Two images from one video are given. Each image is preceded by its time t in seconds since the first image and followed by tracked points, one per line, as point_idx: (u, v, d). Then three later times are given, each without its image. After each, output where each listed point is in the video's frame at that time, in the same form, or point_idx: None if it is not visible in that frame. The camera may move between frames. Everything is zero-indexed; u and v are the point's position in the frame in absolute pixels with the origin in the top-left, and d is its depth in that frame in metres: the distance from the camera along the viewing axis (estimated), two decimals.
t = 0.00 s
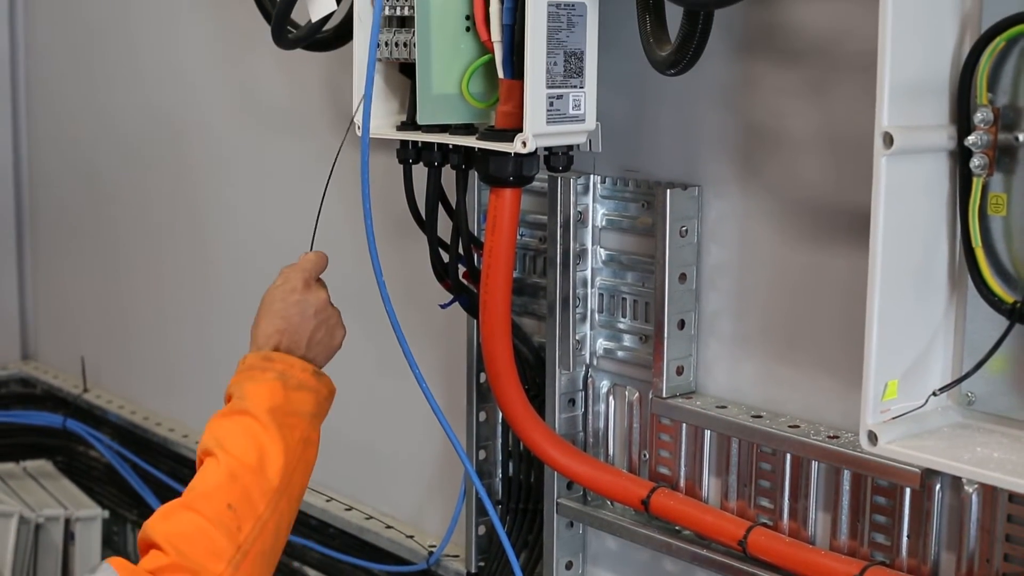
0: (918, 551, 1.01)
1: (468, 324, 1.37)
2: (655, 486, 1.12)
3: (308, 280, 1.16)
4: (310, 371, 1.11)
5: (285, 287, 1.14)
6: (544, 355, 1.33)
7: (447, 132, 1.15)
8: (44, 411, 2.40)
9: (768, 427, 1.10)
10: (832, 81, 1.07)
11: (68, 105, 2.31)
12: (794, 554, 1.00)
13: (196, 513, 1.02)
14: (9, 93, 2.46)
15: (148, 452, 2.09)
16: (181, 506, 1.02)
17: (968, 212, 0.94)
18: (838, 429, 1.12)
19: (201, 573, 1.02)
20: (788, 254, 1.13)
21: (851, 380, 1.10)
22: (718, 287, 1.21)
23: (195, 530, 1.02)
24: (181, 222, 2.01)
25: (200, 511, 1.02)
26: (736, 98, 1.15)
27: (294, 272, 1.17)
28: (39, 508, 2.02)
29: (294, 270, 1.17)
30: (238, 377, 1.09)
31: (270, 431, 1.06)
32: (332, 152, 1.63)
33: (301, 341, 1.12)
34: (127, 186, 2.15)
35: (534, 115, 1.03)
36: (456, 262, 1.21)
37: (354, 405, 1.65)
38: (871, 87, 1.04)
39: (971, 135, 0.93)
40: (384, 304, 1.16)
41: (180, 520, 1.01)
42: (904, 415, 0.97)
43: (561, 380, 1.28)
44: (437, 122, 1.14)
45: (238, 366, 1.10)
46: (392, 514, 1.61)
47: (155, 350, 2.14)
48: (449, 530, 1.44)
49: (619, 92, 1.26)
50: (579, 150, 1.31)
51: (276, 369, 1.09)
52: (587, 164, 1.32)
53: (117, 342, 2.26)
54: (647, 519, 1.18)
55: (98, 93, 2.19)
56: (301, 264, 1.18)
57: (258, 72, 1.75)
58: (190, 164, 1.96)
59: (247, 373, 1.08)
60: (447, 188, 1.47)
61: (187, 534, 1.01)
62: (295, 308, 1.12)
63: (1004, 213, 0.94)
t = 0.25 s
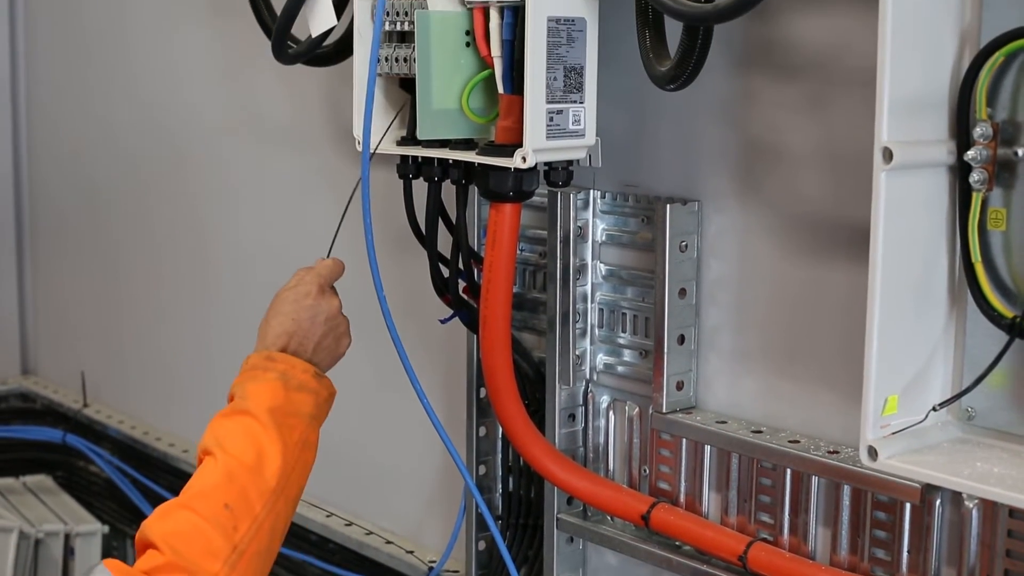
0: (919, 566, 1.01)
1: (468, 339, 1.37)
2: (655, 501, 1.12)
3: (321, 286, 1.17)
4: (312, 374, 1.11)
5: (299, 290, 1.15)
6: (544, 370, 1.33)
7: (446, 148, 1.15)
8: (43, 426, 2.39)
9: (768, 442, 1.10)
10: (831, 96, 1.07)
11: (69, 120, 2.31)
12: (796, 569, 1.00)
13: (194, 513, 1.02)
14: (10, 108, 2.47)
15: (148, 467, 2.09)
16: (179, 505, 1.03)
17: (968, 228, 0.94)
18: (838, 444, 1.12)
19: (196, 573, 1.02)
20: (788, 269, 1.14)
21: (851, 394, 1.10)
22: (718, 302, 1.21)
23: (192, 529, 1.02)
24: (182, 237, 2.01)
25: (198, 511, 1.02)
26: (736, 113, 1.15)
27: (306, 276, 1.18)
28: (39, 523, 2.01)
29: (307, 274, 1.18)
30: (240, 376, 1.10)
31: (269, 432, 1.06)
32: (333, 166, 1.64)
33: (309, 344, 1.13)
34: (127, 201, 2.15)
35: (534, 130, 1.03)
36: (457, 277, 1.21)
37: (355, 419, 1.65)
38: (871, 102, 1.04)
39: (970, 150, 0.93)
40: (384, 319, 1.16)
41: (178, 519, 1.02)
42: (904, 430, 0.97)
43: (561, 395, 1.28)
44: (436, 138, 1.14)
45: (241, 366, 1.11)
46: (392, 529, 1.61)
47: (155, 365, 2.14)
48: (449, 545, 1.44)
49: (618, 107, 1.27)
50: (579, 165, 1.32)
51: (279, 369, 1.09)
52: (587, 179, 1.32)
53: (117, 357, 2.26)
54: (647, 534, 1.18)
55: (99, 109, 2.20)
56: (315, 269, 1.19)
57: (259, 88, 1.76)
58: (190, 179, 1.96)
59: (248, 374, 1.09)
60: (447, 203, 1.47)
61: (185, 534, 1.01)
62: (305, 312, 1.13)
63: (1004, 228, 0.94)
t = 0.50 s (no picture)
0: None
1: (469, 359, 1.37)
2: (656, 522, 1.12)
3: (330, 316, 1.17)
4: (321, 404, 1.11)
5: (308, 321, 1.15)
6: (545, 391, 1.33)
7: (447, 169, 1.15)
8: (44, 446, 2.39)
9: (769, 463, 1.10)
10: (831, 116, 1.08)
11: (71, 141, 2.32)
12: None
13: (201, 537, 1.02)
14: (12, 128, 2.48)
15: (148, 488, 2.08)
16: (187, 527, 1.02)
17: (968, 248, 0.95)
18: (839, 465, 1.12)
19: None
20: (788, 290, 1.14)
21: (851, 414, 1.10)
22: (718, 323, 1.21)
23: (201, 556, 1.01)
24: (183, 257, 2.01)
25: (204, 534, 1.02)
26: (736, 133, 1.16)
27: (315, 306, 1.18)
28: (40, 544, 2.01)
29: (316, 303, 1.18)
30: (249, 406, 1.10)
31: (277, 461, 1.06)
32: (335, 187, 1.64)
33: (317, 375, 1.14)
34: (128, 221, 2.16)
35: (535, 151, 1.04)
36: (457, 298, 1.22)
37: (355, 439, 1.65)
38: (870, 122, 1.05)
39: (970, 171, 0.94)
40: (385, 339, 1.16)
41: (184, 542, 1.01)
42: (904, 450, 0.97)
43: (562, 416, 1.28)
44: (438, 158, 1.14)
45: (250, 396, 1.11)
46: (392, 550, 1.61)
47: (156, 385, 2.14)
48: (450, 566, 1.44)
49: (618, 128, 1.28)
50: (580, 186, 1.32)
51: (288, 400, 1.10)
52: (588, 200, 1.32)
53: (118, 377, 2.26)
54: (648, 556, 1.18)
55: (101, 129, 2.21)
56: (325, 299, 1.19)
57: (261, 109, 1.77)
58: (192, 199, 1.97)
59: (259, 403, 1.09)
60: (448, 224, 1.47)
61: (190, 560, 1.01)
62: (314, 343, 1.14)
63: (1004, 248, 0.94)
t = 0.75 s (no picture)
0: None
1: (471, 380, 1.37)
2: (658, 543, 1.12)
3: (333, 340, 1.17)
4: (326, 428, 1.12)
5: (313, 345, 1.16)
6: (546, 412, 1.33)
7: (448, 190, 1.16)
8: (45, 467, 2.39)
9: (771, 484, 1.10)
10: (831, 137, 1.09)
11: (73, 162, 2.33)
12: None
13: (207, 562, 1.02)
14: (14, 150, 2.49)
15: (149, 509, 2.09)
16: (193, 552, 1.03)
17: (969, 269, 0.95)
18: (841, 486, 1.11)
19: None
20: (789, 311, 1.14)
21: (853, 435, 1.10)
22: (720, 344, 1.21)
23: None
24: (185, 278, 2.02)
25: (211, 558, 1.02)
26: (737, 154, 1.16)
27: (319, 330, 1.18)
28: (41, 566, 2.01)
29: (321, 328, 1.18)
30: (254, 429, 1.10)
31: (283, 485, 1.06)
32: (338, 208, 1.65)
33: (322, 399, 1.14)
34: (131, 242, 2.17)
35: (536, 173, 1.04)
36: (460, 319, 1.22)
37: (357, 460, 1.66)
38: (871, 144, 1.06)
39: (971, 192, 0.94)
40: (387, 360, 1.16)
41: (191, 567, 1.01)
42: (906, 471, 0.97)
43: (563, 437, 1.28)
44: (440, 180, 1.15)
45: (256, 419, 1.11)
46: (394, 571, 1.61)
47: (159, 406, 2.14)
48: None
49: (619, 149, 1.28)
50: (581, 208, 1.33)
51: (293, 423, 1.10)
52: (589, 221, 1.33)
53: (120, 398, 2.26)
54: None
55: (104, 151, 2.22)
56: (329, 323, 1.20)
57: (264, 130, 1.78)
58: (195, 221, 1.98)
59: (264, 426, 1.09)
60: (450, 244, 1.48)
61: None
62: (319, 367, 1.14)
63: (1004, 269, 0.95)
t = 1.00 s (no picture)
0: None
1: (473, 401, 1.38)
2: (661, 564, 1.12)
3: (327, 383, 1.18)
4: (326, 475, 1.12)
5: (309, 389, 1.16)
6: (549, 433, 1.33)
7: (451, 211, 1.17)
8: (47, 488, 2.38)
9: (774, 505, 1.10)
10: (833, 158, 1.09)
11: (77, 181, 2.34)
12: None
13: None
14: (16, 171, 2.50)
15: (152, 529, 2.09)
16: None
17: (972, 290, 0.95)
18: (844, 506, 1.11)
19: None
20: (791, 331, 1.14)
21: (856, 455, 1.10)
22: (723, 364, 1.21)
23: None
24: (188, 298, 2.03)
25: None
26: (739, 174, 1.17)
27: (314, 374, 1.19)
28: None
29: (315, 371, 1.19)
30: (255, 476, 1.10)
31: (289, 532, 1.06)
32: (341, 228, 1.66)
33: (320, 443, 1.15)
34: (134, 262, 2.18)
35: (539, 193, 1.05)
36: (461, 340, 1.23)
37: (360, 480, 1.66)
38: (873, 164, 1.06)
39: (973, 213, 0.94)
40: (389, 380, 1.17)
41: None
42: (909, 491, 0.97)
43: (566, 457, 1.28)
44: (444, 200, 1.16)
45: (257, 466, 1.11)
46: None
47: (162, 426, 2.14)
48: None
49: (621, 170, 1.29)
50: (583, 228, 1.33)
51: (294, 471, 1.10)
52: (591, 242, 1.33)
53: (123, 418, 2.26)
54: None
55: (107, 172, 2.23)
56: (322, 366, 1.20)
57: (268, 151, 1.79)
58: (199, 241, 1.98)
59: (265, 473, 1.09)
60: (452, 265, 1.49)
61: None
62: (317, 412, 1.14)
63: (1007, 289, 0.95)
